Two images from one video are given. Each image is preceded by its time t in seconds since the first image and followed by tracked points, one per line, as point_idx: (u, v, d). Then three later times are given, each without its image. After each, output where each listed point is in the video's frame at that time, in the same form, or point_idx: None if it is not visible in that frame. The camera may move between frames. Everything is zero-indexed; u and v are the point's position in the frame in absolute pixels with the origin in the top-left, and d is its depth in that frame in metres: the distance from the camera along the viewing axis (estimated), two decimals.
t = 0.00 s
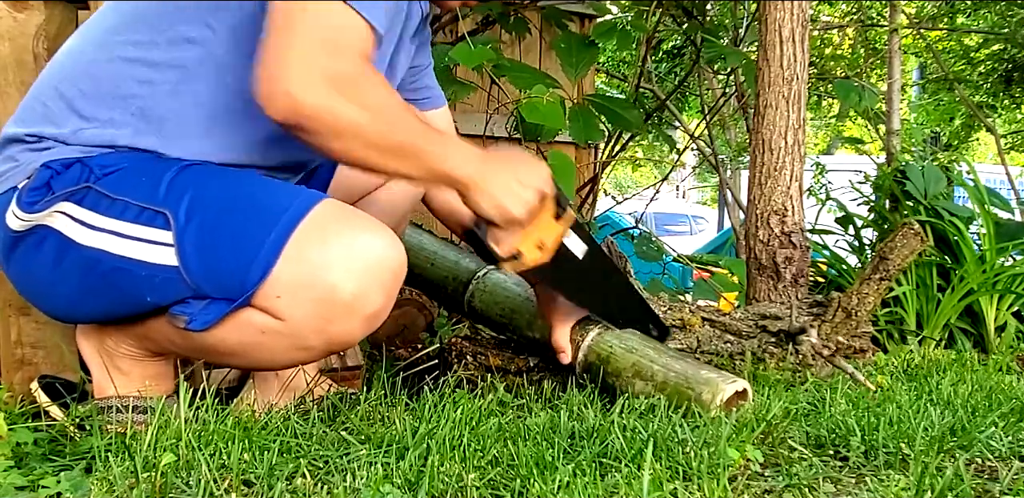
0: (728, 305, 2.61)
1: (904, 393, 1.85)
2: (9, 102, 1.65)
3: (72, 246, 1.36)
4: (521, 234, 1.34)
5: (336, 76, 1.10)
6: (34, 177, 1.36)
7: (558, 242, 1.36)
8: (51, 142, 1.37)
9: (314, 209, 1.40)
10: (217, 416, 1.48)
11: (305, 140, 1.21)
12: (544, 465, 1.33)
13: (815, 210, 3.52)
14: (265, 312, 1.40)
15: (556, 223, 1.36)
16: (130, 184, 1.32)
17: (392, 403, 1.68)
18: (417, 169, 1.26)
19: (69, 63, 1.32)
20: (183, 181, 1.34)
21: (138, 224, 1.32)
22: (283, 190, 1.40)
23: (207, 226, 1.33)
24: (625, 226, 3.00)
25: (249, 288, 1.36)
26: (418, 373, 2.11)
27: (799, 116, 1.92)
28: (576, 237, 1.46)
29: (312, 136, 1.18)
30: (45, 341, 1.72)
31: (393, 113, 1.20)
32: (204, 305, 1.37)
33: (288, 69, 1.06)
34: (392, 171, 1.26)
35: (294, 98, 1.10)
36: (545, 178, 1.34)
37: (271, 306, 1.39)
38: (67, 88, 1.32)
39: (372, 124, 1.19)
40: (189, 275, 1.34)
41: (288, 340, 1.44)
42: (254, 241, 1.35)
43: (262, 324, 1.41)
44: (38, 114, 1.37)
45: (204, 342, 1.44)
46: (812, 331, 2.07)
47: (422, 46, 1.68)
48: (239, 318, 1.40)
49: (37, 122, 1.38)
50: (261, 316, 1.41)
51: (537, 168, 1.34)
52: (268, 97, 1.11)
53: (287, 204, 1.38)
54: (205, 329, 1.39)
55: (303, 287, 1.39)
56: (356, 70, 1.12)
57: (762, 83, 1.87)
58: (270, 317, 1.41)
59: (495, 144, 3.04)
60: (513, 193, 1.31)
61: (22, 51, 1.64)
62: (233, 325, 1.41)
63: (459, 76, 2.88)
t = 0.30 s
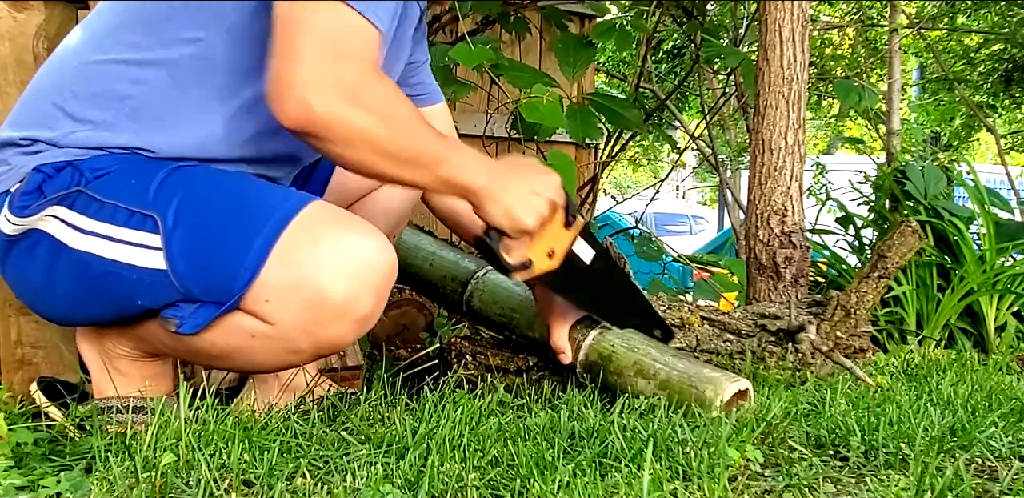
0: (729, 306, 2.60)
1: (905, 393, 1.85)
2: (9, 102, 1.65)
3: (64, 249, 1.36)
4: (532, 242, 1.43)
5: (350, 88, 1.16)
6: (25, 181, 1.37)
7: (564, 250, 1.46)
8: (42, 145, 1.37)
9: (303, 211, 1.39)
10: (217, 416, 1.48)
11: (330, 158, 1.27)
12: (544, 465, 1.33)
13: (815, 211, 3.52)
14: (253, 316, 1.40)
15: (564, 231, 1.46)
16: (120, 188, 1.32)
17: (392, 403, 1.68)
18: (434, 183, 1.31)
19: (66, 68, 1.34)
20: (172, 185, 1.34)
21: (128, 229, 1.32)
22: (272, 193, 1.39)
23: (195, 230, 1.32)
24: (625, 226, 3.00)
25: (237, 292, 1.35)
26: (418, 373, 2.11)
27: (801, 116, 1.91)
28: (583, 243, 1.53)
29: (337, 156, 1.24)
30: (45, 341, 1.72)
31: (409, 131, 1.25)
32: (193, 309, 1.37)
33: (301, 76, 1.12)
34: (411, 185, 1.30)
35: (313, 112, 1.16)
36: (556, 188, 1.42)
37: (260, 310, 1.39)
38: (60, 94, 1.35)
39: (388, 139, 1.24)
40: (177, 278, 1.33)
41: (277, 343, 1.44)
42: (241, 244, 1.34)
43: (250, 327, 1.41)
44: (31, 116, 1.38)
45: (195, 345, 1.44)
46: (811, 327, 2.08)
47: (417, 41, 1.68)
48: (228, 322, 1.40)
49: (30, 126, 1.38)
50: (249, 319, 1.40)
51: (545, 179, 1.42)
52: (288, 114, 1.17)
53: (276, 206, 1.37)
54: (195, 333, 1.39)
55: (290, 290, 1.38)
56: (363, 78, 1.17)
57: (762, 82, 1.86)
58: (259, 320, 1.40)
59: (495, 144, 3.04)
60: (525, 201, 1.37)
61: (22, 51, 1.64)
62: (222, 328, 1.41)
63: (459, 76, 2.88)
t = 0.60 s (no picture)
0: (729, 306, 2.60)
1: (904, 393, 1.85)
2: (9, 102, 1.65)
3: (59, 249, 1.37)
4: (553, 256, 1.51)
5: (368, 101, 1.24)
6: (19, 182, 1.38)
7: (586, 264, 1.54)
8: (38, 147, 1.38)
9: (298, 204, 1.40)
10: (217, 416, 1.48)
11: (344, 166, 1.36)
12: (544, 465, 1.33)
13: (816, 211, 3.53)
14: (251, 310, 1.40)
15: (585, 246, 1.55)
16: (114, 186, 1.33)
17: (392, 403, 1.68)
18: (452, 195, 1.41)
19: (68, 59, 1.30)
20: (166, 181, 1.35)
21: (123, 226, 1.33)
22: (266, 187, 1.40)
23: (190, 225, 1.33)
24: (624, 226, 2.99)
25: (233, 286, 1.36)
26: (418, 373, 2.11)
27: (800, 117, 1.90)
28: (605, 258, 1.58)
29: (348, 161, 1.32)
30: (45, 341, 1.73)
31: (423, 141, 1.35)
32: (190, 305, 1.37)
33: (324, 94, 1.21)
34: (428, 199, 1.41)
35: (335, 128, 1.25)
36: (577, 204, 1.54)
37: (258, 304, 1.40)
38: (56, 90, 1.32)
39: (409, 149, 1.33)
40: (173, 274, 1.34)
41: (275, 338, 1.45)
42: (237, 239, 1.35)
43: (248, 321, 1.42)
44: (25, 118, 1.38)
45: (192, 341, 1.44)
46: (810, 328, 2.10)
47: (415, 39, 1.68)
48: (225, 317, 1.41)
49: (24, 128, 1.39)
50: (247, 314, 1.41)
51: (565, 195, 1.53)
52: (311, 124, 1.25)
53: (270, 201, 1.38)
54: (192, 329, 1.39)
55: (288, 283, 1.39)
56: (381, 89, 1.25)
57: (762, 82, 1.85)
58: (257, 315, 1.41)
59: (495, 144, 3.04)
60: (546, 216, 1.48)
61: (22, 51, 1.64)
62: (219, 324, 1.41)
63: (459, 76, 2.87)
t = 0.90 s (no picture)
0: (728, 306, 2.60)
1: (905, 393, 1.85)
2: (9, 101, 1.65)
3: (60, 246, 1.35)
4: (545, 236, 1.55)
5: (361, 92, 1.22)
6: (20, 178, 1.35)
7: (580, 246, 1.58)
8: (38, 144, 1.36)
9: (302, 202, 1.40)
10: (217, 416, 1.48)
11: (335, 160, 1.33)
12: (544, 465, 1.33)
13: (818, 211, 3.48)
14: (255, 307, 1.39)
15: (580, 228, 1.58)
16: (117, 183, 1.32)
17: (392, 403, 1.68)
18: (444, 178, 1.40)
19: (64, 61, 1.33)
20: (168, 178, 1.33)
21: (126, 223, 1.31)
22: (268, 184, 1.39)
23: (193, 223, 1.32)
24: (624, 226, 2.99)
25: (237, 284, 1.35)
26: (418, 373, 2.10)
27: (800, 116, 2.02)
28: (603, 241, 1.62)
29: (342, 154, 1.30)
30: (45, 342, 1.73)
31: (414, 128, 1.33)
32: (194, 303, 1.36)
33: (316, 88, 1.19)
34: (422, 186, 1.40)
35: (329, 122, 1.23)
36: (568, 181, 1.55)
37: (262, 301, 1.39)
38: (54, 91, 1.34)
39: (401, 137, 1.32)
40: (177, 272, 1.32)
41: (279, 335, 1.44)
42: (241, 236, 1.34)
43: (252, 319, 1.40)
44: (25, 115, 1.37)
45: (194, 339, 1.43)
46: (814, 336, 2.09)
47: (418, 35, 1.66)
48: (228, 314, 1.39)
49: (24, 125, 1.38)
50: (251, 311, 1.40)
51: (555, 173, 1.53)
52: (304, 118, 1.22)
53: (273, 199, 1.37)
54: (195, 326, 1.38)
55: (293, 281, 1.38)
56: (372, 78, 1.23)
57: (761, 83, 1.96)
58: (261, 312, 1.40)
59: (495, 144, 3.04)
60: (537, 195, 1.49)
61: (22, 51, 1.64)
62: (222, 321, 1.40)
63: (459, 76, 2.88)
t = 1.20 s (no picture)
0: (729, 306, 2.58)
1: (905, 393, 1.86)
2: (9, 102, 1.65)
3: (73, 249, 1.33)
4: (529, 238, 1.47)
5: (347, 84, 1.13)
6: (34, 179, 1.32)
7: (569, 246, 1.50)
8: (50, 145, 1.33)
9: (318, 211, 1.40)
10: (217, 416, 1.48)
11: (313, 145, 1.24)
12: (544, 465, 1.33)
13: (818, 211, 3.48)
14: (269, 315, 1.39)
15: (568, 227, 1.49)
16: (132, 186, 1.30)
17: (392, 403, 1.68)
18: (427, 176, 1.32)
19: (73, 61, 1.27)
20: (184, 182, 1.32)
21: (140, 227, 1.30)
22: (284, 192, 1.39)
23: (208, 230, 1.31)
24: (625, 226, 2.98)
25: (252, 291, 1.35)
26: (418, 373, 2.10)
27: (800, 117, 2.21)
28: (591, 239, 1.55)
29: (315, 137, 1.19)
30: (45, 342, 1.73)
31: (400, 120, 1.24)
32: (206, 308, 1.36)
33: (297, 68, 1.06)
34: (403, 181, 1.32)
35: (305, 103, 1.12)
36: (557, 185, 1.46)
37: (276, 309, 1.38)
38: (65, 91, 1.29)
39: (385, 130, 1.23)
40: (192, 278, 1.32)
41: (292, 343, 1.44)
42: (256, 244, 1.33)
43: (266, 327, 1.40)
44: (36, 116, 1.33)
45: (206, 345, 1.43)
46: (812, 334, 2.09)
47: (418, 41, 1.64)
48: (242, 321, 1.39)
49: (35, 125, 1.34)
50: (265, 318, 1.40)
51: (542, 176, 1.44)
52: (285, 104, 1.13)
53: (289, 207, 1.37)
54: (208, 331, 1.38)
55: (307, 289, 1.38)
56: (354, 63, 1.12)
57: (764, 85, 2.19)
58: (275, 320, 1.40)
59: (495, 144, 3.04)
60: (520, 196, 1.41)
61: (23, 51, 1.64)
62: (236, 328, 1.40)
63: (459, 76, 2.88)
